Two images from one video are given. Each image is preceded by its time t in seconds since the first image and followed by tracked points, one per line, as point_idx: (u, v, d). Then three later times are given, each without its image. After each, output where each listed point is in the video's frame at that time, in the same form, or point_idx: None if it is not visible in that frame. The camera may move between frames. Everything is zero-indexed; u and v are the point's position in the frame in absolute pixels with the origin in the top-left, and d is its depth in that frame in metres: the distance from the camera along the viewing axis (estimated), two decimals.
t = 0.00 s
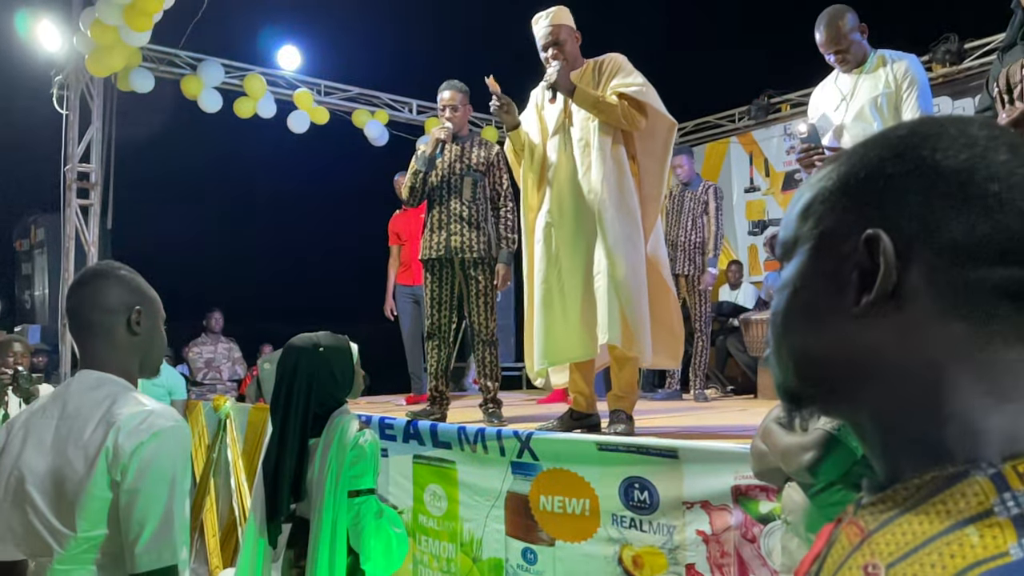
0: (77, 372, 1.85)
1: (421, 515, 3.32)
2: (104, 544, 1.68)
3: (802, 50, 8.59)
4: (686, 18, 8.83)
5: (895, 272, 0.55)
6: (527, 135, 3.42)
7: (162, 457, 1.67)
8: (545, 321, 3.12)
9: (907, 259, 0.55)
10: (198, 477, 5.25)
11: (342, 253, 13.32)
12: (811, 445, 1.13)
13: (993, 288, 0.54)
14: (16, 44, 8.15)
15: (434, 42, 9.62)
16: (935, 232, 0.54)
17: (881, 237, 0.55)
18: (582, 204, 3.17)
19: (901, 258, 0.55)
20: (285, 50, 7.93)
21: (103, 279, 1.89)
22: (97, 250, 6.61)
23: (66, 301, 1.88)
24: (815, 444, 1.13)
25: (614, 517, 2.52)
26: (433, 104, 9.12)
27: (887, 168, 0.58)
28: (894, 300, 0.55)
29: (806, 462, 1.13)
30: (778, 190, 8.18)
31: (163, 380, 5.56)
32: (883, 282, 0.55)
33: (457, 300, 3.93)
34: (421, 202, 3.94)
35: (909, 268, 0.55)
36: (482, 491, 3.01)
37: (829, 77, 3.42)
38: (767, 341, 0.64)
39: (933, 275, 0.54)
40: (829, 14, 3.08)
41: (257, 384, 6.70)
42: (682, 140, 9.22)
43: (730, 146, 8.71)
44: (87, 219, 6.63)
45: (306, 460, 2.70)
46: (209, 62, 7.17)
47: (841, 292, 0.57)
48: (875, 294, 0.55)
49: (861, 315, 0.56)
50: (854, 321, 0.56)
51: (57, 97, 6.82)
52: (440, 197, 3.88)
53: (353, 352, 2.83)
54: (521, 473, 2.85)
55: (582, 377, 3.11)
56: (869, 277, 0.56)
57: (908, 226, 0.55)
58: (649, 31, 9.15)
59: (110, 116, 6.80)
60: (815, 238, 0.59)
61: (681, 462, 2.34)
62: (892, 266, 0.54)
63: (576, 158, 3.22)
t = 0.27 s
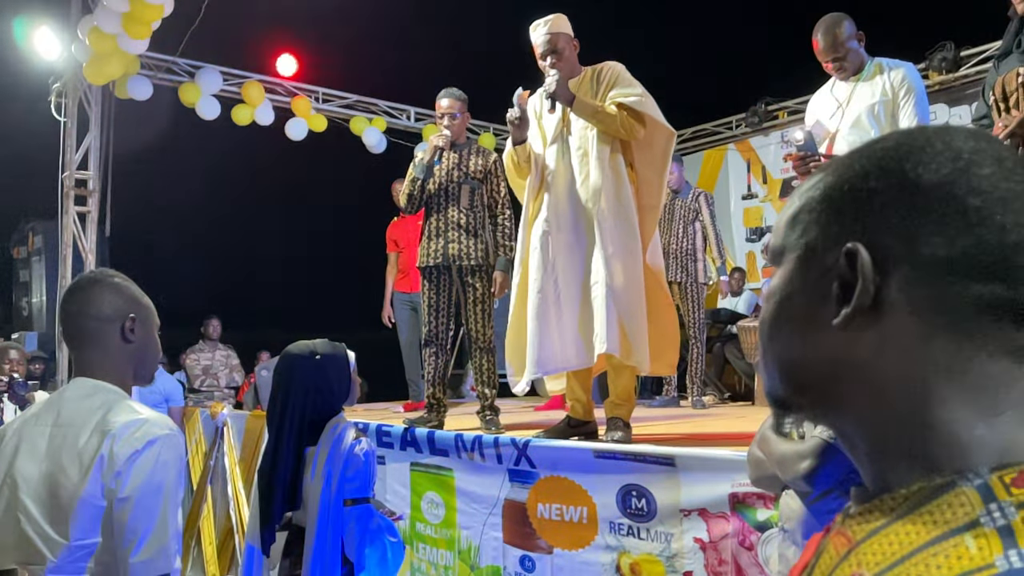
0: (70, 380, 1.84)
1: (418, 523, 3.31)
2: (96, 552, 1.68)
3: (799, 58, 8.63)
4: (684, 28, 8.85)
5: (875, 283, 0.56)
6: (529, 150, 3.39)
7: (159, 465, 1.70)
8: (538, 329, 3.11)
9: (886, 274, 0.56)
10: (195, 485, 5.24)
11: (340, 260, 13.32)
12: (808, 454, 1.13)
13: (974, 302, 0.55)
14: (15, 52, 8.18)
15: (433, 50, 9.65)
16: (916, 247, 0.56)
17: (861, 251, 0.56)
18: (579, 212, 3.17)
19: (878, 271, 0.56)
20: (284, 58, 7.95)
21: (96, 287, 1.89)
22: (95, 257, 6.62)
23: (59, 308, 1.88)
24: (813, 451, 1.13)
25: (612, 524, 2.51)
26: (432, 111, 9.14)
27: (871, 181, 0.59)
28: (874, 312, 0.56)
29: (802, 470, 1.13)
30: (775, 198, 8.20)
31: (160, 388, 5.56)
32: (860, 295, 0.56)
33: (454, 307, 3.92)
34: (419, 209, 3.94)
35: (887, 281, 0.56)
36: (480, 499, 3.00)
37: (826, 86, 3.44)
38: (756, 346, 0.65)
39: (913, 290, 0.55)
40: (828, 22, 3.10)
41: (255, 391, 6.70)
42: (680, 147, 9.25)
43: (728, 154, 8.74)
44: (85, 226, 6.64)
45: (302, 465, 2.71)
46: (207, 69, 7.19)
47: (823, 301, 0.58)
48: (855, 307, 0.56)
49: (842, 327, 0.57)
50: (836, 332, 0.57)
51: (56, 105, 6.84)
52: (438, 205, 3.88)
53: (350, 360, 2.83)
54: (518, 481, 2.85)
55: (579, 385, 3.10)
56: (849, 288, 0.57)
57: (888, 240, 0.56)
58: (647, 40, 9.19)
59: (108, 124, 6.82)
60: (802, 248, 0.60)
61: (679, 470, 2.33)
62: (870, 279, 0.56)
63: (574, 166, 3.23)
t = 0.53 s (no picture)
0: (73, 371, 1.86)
1: (420, 515, 3.33)
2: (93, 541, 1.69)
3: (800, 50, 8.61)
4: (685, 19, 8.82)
5: (851, 277, 0.60)
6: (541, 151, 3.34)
7: (154, 456, 1.68)
8: (541, 322, 3.14)
9: (869, 267, 0.60)
10: (197, 477, 5.26)
11: (342, 253, 13.33)
12: (806, 444, 1.14)
13: (950, 298, 0.58)
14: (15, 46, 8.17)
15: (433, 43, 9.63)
16: (895, 242, 0.59)
17: (839, 245, 0.60)
18: (579, 206, 3.18)
19: (857, 265, 0.60)
20: (283, 52, 7.94)
21: (97, 279, 1.89)
22: (96, 251, 6.63)
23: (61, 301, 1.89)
24: (811, 442, 1.14)
25: (613, 516, 2.52)
26: (432, 104, 9.12)
27: (857, 178, 0.62)
28: (852, 301, 0.60)
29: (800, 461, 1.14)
30: (776, 190, 8.19)
31: (162, 381, 5.57)
32: (836, 286, 0.60)
33: (456, 300, 3.93)
34: (418, 202, 3.93)
35: (868, 274, 0.59)
36: (481, 491, 3.01)
37: (828, 77, 3.43)
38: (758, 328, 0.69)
39: (893, 285, 0.59)
40: (829, 12, 3.08)
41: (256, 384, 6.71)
42: (681, 140, 9.23)
43: (729, 146, 8.72)
44: (85, 220, 6.64)
45: (306, 457, 2.71)
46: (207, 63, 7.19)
47: (807, 288, 0.62)
48: (838, 298, 0.60)
49: (822, 319, 0.61)
50: (818, 322, 0.61)
51: (56, 99, 6.84)
52: (439, 198, 3.88)
53: (352, 353, 2.84)
54: (519, 473, 2.86)
55: (581, 377, 3.10)
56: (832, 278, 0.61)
57: (869, 234, 0.60)
58: (647, 32, 9.17)
59: (108, 118, 6.82)
60: (795, 239, 0.64)
61: (679, 461, 2.34)
62: (848, 272, 0.60)
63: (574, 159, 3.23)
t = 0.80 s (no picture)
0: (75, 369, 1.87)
1: (421, 512, 3.33)
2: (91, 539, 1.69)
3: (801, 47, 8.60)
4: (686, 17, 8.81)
5: (853, 271, 0.60)
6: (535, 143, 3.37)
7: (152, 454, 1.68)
8: (542, 320, 3.13)
9: (871, 263, 0.59)
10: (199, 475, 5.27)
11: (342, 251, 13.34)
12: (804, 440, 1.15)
13: (950, 298, 0.57)
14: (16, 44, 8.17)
15: (434, 41, 9.62)
16: (897, 239, 0.59)
17: (841, 238, 0.61)
18: (579, 204, 3.18)
19: (860, 260, 0.60)
20: (284, 50, 7.93)
21: (96, 277, 1.90)
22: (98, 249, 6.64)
23: (60, 299, 1.89)
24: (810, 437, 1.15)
25: (614, 512, 2.53)
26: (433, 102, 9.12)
27: (863, 172, 0.62)
28: (854, 297, 0.60)
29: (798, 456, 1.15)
30: (777, 187, 8.20)
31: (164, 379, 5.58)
32: (839, 277, 0.60)
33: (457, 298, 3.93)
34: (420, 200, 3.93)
35: (871, 268, 0.59)
36: (482, 489, 3.02)
37: (829, 73, 3.43)
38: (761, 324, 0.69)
39: (895, 282, 0.59)
40: (831, 9, 3.07)
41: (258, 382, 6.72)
42: (681, 137, 9.23)
43: (729, 143, 8.71)
44: (87, 218, 6.65)
45: (308, 454, 2.71)
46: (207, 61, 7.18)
47: (810, 281, 0.63)
48: (840, 292, 0.60)
49: (823, 314, 0.61)
50: (820, 316, 0.62)
51: (57, 97, 6.84)
52: (440, 196, 3.88)
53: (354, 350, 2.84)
54: (521, 470, 2.86)
55: (582, 374, 3.11)
56: (835, 273, 0.61)
57: (873, 230, 0.60)
58: (648, 29, 9.16)
59: (110, 116, 6.82)
60: (799, 235, 0.64)
61: (680, 458, 2.34)
62: (849, 265, 0.60)
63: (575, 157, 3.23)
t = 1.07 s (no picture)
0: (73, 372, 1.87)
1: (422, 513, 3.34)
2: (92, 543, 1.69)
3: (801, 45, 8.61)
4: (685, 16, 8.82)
5: (859, 270, 0.60)
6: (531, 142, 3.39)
7: (148, 457, 1.68)
8: (544, 320, 3.13)
9: (877, 262, 0.59)
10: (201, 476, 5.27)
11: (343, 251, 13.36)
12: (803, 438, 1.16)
13: (957, 298, 0.57)
14: (15, 47, 8.17)
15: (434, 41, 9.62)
16: (905, 239, 0.59)
17: (849, 238, 0.60)
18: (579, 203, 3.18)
19: (868, 259, 0.59)
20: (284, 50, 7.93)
21: (90, 280, 1.90)
22: (98, 251, 6.65)
23: (56, 303, 1.90)
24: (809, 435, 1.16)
25: (615, 512, 2.53)
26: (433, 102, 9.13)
27: (869, 172, 0.62)
28: (860, 297, 0.60)
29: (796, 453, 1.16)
30: (777, 185, 8.21)
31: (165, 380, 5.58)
32: (847, 276, 0.60)
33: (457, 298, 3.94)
34: (420, 201, 3.93)
35: (878, 267, 0.59)
36: (483, 489, 3.02)
37: (829, 72, 3.42)
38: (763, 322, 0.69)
39: (901, 281, 0.59)
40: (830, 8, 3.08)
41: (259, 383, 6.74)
42: (681, 136, 9.24)
43: (729, 142, 8.72)
44: (87, 220, 6.65)
45: (310, 454, 2.72)
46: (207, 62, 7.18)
47: (815, 282, 0.62)
48: (846, 292, 0.60)
49: (829, 312, 0.61)
50: (825, 315, 0.61)
51: (57, 99, 6.84)
52: (440, 196, 3.88)
53: (356, 350, 2.84)
54: (522, 470, 2.86)
55: (582, 374, 3.12)
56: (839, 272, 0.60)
57: (878, 230, 0.60)
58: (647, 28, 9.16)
59: (110, 118, 6.82)
60: (803, 233, 0.64)
61: (681, 457, 2.35)
62: (856, 265, 0.60)
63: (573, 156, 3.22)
